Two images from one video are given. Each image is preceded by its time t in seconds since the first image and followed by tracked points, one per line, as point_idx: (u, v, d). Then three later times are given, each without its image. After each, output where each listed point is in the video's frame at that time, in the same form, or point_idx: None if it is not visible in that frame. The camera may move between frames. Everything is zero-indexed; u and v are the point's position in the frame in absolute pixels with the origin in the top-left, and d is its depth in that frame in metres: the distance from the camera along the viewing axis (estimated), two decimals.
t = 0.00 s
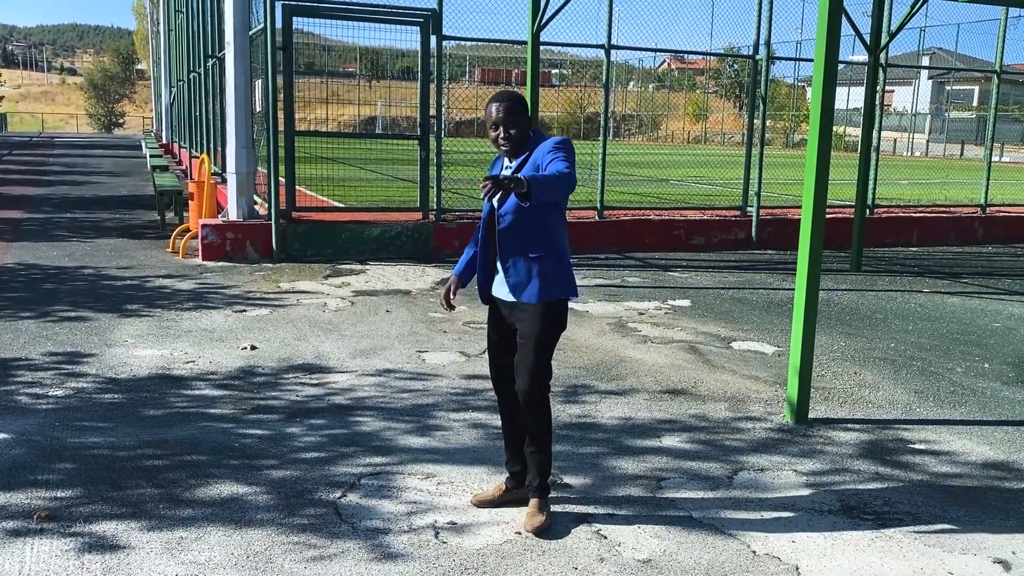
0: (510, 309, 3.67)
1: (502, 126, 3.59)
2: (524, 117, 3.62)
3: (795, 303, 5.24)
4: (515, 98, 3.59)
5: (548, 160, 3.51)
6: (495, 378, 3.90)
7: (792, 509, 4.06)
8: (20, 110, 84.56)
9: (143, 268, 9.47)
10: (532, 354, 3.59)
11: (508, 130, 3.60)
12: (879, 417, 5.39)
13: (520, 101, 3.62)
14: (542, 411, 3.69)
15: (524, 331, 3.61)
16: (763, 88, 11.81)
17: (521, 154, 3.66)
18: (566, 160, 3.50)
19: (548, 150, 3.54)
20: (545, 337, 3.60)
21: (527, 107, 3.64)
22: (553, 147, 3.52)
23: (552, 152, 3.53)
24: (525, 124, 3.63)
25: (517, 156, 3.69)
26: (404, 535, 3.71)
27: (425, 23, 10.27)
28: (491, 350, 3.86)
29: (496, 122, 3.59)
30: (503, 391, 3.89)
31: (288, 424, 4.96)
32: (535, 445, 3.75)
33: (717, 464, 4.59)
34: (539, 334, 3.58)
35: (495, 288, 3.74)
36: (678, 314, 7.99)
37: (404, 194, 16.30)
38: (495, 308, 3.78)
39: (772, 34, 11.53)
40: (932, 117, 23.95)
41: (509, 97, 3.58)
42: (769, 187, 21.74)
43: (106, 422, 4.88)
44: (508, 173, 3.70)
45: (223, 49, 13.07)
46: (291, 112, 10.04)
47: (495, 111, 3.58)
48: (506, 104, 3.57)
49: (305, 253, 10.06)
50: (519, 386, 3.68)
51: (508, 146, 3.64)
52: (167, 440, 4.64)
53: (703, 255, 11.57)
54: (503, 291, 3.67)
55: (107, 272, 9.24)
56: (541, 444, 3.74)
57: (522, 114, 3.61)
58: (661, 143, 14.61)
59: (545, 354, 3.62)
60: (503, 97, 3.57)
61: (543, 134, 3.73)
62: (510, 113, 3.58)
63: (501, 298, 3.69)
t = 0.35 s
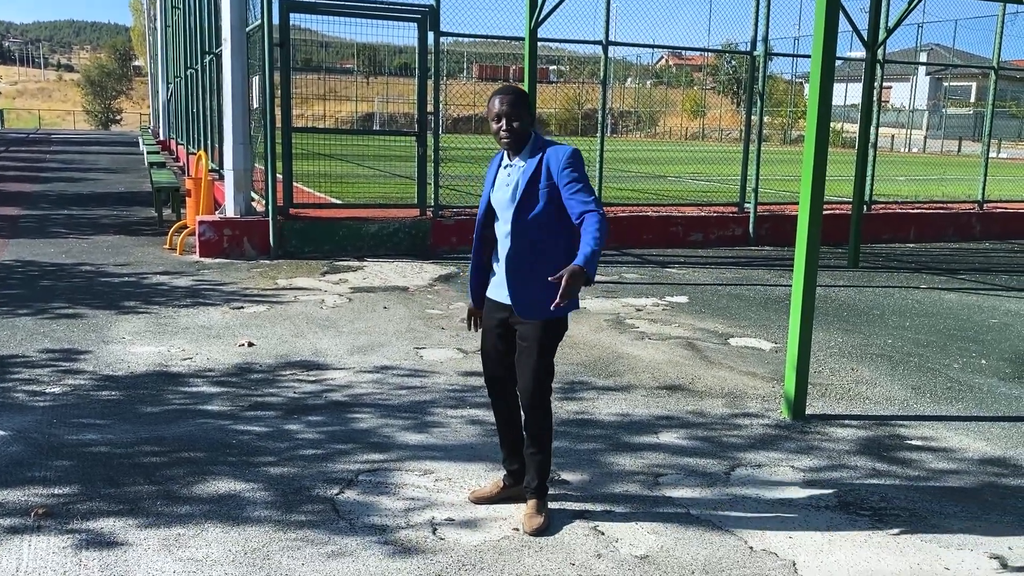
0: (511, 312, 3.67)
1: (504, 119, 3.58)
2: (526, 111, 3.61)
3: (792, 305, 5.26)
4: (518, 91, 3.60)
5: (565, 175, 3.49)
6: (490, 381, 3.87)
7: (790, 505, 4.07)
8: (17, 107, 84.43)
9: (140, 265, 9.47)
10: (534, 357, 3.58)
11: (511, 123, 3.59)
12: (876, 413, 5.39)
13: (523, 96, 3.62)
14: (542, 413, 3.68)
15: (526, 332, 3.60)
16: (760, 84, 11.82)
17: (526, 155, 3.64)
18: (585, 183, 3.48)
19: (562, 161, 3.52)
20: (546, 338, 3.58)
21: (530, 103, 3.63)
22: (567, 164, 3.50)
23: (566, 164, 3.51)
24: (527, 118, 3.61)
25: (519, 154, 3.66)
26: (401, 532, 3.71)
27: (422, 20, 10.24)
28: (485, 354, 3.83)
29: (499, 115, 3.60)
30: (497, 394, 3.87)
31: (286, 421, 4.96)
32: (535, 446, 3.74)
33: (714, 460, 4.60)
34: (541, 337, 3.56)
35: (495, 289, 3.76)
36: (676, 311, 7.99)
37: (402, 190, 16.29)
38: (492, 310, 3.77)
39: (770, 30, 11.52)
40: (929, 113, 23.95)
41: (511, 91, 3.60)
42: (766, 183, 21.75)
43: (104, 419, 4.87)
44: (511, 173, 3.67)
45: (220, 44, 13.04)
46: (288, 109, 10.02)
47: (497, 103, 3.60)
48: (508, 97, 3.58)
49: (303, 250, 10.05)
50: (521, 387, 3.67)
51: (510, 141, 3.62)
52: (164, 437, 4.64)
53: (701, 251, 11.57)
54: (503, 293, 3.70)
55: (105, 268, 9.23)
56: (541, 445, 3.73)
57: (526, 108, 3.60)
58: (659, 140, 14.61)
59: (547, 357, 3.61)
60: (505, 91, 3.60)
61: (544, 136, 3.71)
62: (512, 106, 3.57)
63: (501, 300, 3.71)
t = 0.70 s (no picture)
0: (512, 312, 3.65)
1: (519, 121, 3.56)
2: (538, 112, 3.61)
3: (789, 305, 5.25)
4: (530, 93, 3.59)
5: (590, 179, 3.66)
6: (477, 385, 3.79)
7: (789, 503, 4.07)
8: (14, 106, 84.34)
9: (138, 264, 9.46)
10: (541, 354, 3.59)
11: (525, 124, 3.57)
12: (875, 411, 5.40)
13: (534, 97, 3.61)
14: (545, 411, 3.69)
15: (530, 331, 3.61)
16: (758, 83, 11.84)
17: (536, 156, 3.64)
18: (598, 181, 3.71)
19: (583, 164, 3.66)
20: (551, 337, 3.61)
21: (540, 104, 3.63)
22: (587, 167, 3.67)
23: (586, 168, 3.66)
24: (538, 119, 3.61)
25: (527, 157, 3.64)
26: (401, 531, 3.71)
27: (420, 18, 10.23)
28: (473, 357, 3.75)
29: (513, 117, 3.57)
30: (485, 397, 3.78)
31: (285, 419, 4.96)
32: (536, 444, 3.72)
33: (713, 458, 4.60)
34: (546, 334, 3.59)
35: (495, 292, 3.71)
36: (675, 309, 8.00)
37: (400, 188, 16.28)
38: (485, 310, 3.73)
39: (768, 28, 11.52)
40: (927, 111, 23.97)
41: (524, 93, 3.58)
42: (763, 181, 21.77)
43: (103, 418, 4.87)
44: (517, 172, 3.65)
45: (218, 42, 13.04)
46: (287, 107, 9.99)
47: (510, 105, 3.57)
48: (522, 99, 3.56)
49: (301, 248, 10.04)
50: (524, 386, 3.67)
51: (522, 143, 3.59)
52: (163, 436, 4.64)
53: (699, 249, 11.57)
54: (504, 297, 3.66)
55: (103, 267, 9.23)
56: (543, 443, 3.72)
57: (538, 109, 3.60)
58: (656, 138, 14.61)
59: (552, 354, 3.62)
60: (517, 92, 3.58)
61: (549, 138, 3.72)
62: (526, 108, 3.56)
63: (500, 303, 3.67)
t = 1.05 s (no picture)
0: (505, 314, 3.65)
1: (511, 144, 3.52)
2: (529, 130, 3.57)
3: (789, 303, 5.26)
4: (521, 113, 3.52)
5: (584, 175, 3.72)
6: (474, 388, 3.79)
7: (789, 502, 4.07)
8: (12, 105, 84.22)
9: (138, 263, 9.45)
10: (536, 356, 3.60)
11: (518, 145, 3.54)
12: (874, 410, 5.40)
13: (525, 116, 3.54)
14: (544, 410, 3.69)
15: (525, 332, 3.61)
16: (757, 81, 11.85)
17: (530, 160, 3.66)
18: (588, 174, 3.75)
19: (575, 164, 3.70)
20: (545, 337, 3.62)
21: (532, 120, 3.58)
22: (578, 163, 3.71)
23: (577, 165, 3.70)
24: (530, 137, 3.57)
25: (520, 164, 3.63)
26: (401, 530, 3.71)
27: (419, 17, 10.22)
28: (467, 360, 3.76)
29: (505, 139, 3.52)
30: (482, 399, 3.78)
31: (285, 419, 4.95)
32: (535, 444, 3.72)
33: (713, 457, 4.60)
34: (541, 334, 3.60)
35: (487, 293, 3.69)
36: (674, 308, 7.99)
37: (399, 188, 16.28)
38: (478, 312, 3.71)
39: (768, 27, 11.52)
40: (926, 110, 23.96)
41: (514, 114, 3.51)
42: (762, 180, 21.76)
43: (102, 417, 4.87)
44: (510, 173, 3.64)
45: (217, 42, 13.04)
46: (286, 107, 9.97)
47: (501, 128, 3.51)
48: (513, 120, 3.50)
49: (301, 248, 10.04)
50: (521, 386, 3.67)
51: (515, 160, 3.58)
52: (163, 436, 4.63)
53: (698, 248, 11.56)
54: (498, 297, 3.65)
55: (102, 267, 9.22)
56: (542, 442, 3.72)
57: (530, 126, 3.55)
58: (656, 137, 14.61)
59: (547, 354, 3.63)
60: (507, 112, 3.51)
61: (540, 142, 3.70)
62: (518, 129, 3.52)
63: (494, 303, 3.66)
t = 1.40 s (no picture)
0: (510, 314, 3.65)
1: (513, 136, 3.55)
2: (533, 125, 3.59)
3: (788, 303, 5.26)
4: (525, 106, 3.54)
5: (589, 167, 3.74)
6: (478, 388, 3.79)
7: (789, 502, 4.07)
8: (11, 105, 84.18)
9: (137, 263, 9.45)
10: (541, 356, 3.61)
11: (519, 138, 3.56)
12: (874, 409, 5.41)
13: (529, 109, 3.57)
14: (546, 411, 3.68)
15: (531, 332, 3.62)
16: (756, 81, 11.86)
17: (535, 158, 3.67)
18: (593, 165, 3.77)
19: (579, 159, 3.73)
20: (551, 339, 3.63)
21: (536, 115, 3.60)
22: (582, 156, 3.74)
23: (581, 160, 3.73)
24: (533, 131, 3.59)
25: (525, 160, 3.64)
26: (401, 530, 3.71)
27: (418, 17, 10.21)
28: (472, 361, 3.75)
29: (507, 131, 3.54)
30: (486, 399, 3.77)
31: (285, 419, 4.95)
32: (536, 445, 3.71)
33: (713, 457, 4.61)
34: (546, 334, 3.61)
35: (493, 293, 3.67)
36: (674, 308, 7.99)
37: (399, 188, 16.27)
38: (483, 311, 3.70)
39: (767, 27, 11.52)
40: (926, 110, 23.95)
41: (518, 106, 3.54)
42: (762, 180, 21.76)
43: (102, 418, 4.87)
44: (516, 172, 3.64)
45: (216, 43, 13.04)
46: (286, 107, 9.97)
47: (504, 119, 3.54)
48: (517, 112, 3.53)
49: (300, 248, 10.03)
50: (525, 385, 3.67)
51: (517, 153, 3.59)
52: (163, 436, 4.63)
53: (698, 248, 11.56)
54: (504, 296, 3.63)
55: (102, 267, 9.21)
56: (543, 443, 3.72)
57: (533, 120, 3.57)
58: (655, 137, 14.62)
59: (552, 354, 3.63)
60: (511, 104, 3.54)
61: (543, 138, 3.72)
62: (522, 122, 3.54)
63: (501, 302, 3.65)
